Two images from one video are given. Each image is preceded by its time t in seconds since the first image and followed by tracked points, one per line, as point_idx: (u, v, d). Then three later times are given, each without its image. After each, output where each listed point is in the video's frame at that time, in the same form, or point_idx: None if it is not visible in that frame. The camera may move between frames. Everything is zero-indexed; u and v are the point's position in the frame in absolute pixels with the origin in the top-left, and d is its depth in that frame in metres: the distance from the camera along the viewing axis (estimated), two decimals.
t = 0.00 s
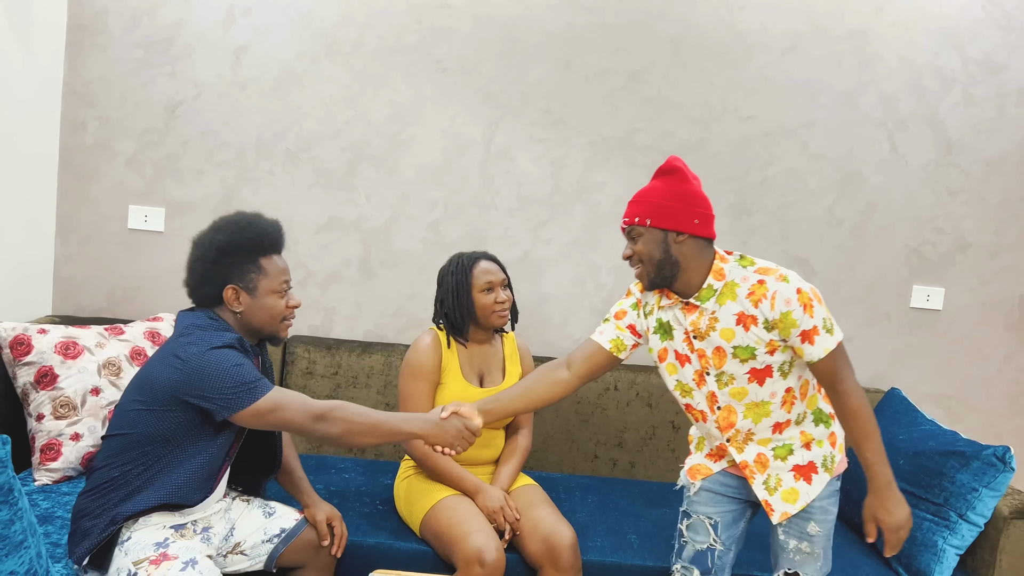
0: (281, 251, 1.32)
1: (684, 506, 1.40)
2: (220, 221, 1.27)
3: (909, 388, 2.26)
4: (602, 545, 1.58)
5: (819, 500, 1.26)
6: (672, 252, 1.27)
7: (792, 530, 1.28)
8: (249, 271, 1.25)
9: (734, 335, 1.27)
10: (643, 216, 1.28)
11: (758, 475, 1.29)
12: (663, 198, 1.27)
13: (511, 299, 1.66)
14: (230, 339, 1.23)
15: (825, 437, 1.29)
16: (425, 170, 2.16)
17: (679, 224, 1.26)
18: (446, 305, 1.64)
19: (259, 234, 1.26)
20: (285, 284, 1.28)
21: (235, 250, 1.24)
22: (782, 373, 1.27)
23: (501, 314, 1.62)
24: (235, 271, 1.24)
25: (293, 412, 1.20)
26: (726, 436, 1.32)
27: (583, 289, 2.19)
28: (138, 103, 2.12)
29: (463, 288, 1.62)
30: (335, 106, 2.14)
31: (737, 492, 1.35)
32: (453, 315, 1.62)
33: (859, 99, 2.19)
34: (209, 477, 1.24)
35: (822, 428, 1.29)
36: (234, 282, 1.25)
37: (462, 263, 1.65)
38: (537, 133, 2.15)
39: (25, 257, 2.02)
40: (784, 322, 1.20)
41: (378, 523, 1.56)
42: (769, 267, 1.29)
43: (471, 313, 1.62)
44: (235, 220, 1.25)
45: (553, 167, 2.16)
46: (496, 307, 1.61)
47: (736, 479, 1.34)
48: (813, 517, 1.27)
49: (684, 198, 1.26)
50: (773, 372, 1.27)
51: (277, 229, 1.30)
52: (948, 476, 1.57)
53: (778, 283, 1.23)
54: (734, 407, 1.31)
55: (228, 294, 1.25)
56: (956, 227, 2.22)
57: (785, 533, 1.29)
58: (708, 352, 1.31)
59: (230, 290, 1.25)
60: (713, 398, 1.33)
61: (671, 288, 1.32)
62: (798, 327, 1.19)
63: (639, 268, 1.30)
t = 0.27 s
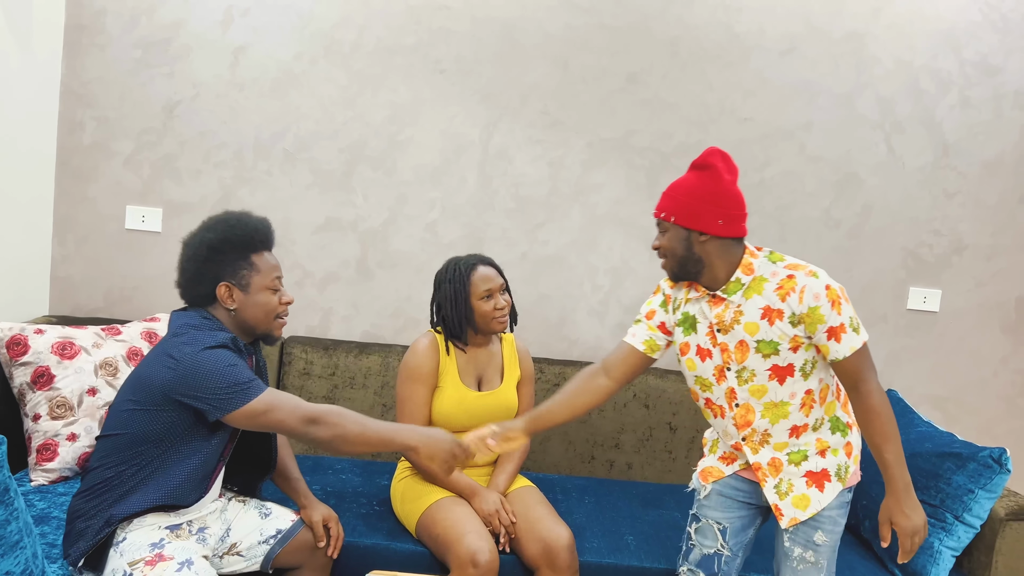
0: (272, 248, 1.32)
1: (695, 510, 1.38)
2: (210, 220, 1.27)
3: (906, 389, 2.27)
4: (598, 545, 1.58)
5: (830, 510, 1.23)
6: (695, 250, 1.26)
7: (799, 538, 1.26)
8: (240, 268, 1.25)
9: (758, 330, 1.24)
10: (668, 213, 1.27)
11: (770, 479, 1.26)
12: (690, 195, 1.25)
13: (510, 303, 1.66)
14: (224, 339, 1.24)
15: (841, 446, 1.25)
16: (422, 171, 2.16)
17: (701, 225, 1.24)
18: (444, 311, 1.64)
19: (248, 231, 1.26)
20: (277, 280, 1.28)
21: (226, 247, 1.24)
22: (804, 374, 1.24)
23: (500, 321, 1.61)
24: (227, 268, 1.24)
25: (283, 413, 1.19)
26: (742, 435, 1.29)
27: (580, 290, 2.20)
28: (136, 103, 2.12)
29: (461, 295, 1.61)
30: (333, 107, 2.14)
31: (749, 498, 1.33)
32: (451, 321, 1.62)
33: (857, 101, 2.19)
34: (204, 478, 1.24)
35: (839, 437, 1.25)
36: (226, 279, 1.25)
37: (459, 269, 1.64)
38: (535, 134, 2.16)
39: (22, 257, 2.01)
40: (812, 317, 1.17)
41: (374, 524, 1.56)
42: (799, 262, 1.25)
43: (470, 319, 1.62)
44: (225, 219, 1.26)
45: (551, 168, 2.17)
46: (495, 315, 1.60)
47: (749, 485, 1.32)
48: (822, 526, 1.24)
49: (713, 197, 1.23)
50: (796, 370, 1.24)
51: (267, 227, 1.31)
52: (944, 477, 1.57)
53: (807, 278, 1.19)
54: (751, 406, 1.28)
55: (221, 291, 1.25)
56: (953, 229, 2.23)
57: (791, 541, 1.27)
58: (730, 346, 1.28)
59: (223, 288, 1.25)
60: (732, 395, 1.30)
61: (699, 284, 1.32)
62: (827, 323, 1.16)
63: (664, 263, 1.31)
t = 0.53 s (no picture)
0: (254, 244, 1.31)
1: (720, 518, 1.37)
2: (190, 218, 1.27)
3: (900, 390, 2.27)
4: (594, 546, 1.58)
5: (859, 527, 1.23)
6: (763, 252, 1.28)
7: (831, 556, 1.25)
8: (221, 263, 1.24)
9: (812, 337, 1.25)
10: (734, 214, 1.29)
11: (802, 488, 1.27)
12: (755, 197, 1.27)
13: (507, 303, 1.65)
14: (197, 342, 1.20)
15: (878, 466, 1.26)
16: (419, 172, 2.16)
17: (770, 225, 1.25)
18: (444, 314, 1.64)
19: (228, 226, 1.26)
20: (258, 275, 1.28)
21: (205, 243, 1.24)
22: (849, 389, 1.24)
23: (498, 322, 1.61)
24: (206, 264, 1.24)
25: (221, 437, 1.10)
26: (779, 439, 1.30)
27: (576, 291, 2.20)
28: (131, 103, 2.12)
29: (461, 296, 1.61)
30: (329, 107, 2.14)
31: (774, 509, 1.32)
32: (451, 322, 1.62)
33: (852, 103, 2.20)
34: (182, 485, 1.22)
35: (876, 457, 1.26)
36: (206, 275, 1.25)
37: (459, 272, 1.63)
38: (531, 135, 2.16)
39: (18, 257, 2.01)
40: (869, 332, 1.18)
41: (370, 525, 1.56)
42: (865, 276, 1.25)
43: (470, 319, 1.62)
44: (205, 215, 1.26)
45: (547, 169, 2.17)
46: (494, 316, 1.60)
47: (778, 495, 1.32)
48: (852, 544, 1.24)
49: (779, 197, 1.25)
50: (842, 383, 1.24)
51: (248, 222, 1.30)
52: (939, 478, 1.58)
53: (871, 294, 1.20)
54: (791, 413, 1.29)
55: (202, 288, 1.25)
56: (948, 230, 2.24)
57: (823, 559, 1.26)
58: (781, 349, 1.29)
59: (203, 284, 1.24)
60: (775, 398, 1.31)
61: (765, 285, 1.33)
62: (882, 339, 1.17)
63: (730, 265, 1.32)
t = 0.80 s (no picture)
0: (228, 240, 1.30)
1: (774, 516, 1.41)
2: (163, 215, 1.26)
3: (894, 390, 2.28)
4: (588, 547, 1.58)
5: (907, 530, 1.26)
6: (797, 267, 1.32)
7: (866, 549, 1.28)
8: (194, 260, 1.23)
9: (849, 348, 1.30)
10: (764, 236, 1.34)
11: (849, 492, 1.29)
12: (781, 216, 1.32)
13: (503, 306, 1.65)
14: (150, 348, 1.18)
15: (929, 469, 1.27)
16: (413, 173, 2.16)
17: (799, 241, 1.30)
18: (440, 316, 1.62)
19: (201, 222, 1.24)
20: (234, 271, 1.26)
21: (178, 240, 1.23)
22: (892, 395, 1.28)
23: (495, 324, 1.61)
24: (180, 261, 1.23)
25: (123, 463, 1.11)
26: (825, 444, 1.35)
27: (571, 292, 2.20)
28: (125, 103, 2.12)
29: (461, 299, 1.60)
30: (324, 108, 2.14)
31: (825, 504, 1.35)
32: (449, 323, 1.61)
33: (847, 104, 2.20)
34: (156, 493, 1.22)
35: (927, 460, 1.28)
36: (180, 272, 1.23)
37: (458, 273, 1.63)
38: (526, 135, 2.16)
39: (11, 257, 2.01)
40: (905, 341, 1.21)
41: (364, 525, 1.56)
42: (905, 284, 1.27)
43: (467, 321, 1.61)
44: (177, 212, 1.24)
45: (542, 170, 2.17)
46: (491, 318, 1.60)
47: (826, 490, 1.35)
48: (893, 540, 1.27)
49: (804, 212, 1.30)
50: (885, 390, 1.28)
51: (221, 218, 1.29)
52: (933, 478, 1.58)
53: (906, 302, 1.23)
54: (837, 418, 1.34)
55: (176, 285, 1.23)
56: (942, 231, 2.24)
57: (859, 550, 1.29)
58: (821, 359, 1.34)
59: (177, 281, 1.23)
60: (819, 404, 1.36)
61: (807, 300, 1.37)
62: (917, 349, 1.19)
63: (767, 286, 1.37)
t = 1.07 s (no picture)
0: (183, 234, 1.28)
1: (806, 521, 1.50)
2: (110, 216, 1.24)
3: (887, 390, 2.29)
4: (581, 547, 1.58)
5: (930, 531, 1.36)
6: (804, 284, 1.38)
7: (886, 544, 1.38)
8: (149, 261, 1.22)
9: (861, 362, 1.39)
10: (772, 253, 1.39)
11: (872, 496, 1.39)
12: (789, 233, 1.37)
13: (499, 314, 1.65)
14: (116, 352, 1.19)
15: (947, 468, 1.38)
16: (407, 173, 2.16)
17: (807, 259, 1.36)
18: (436, 321, 1.61)
19: (149, 221, 1.22)
20: (192, 266, 1.25)
21: (128, 242, 1.21)
22: (906, 402, 1.37)
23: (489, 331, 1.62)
24: (135, 264, 1.21)
25: (116, 466, 1.12)
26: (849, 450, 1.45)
27: (565, 293, 2.20)
28: (118, 103, 2.11)
29: (458, 305, 1.60)
30: (317, 108, 2.13)
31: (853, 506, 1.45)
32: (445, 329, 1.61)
33: (839, 105, 2.21)
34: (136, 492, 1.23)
35: (944, 458, 1.38)
36: (137, 275, 1.22)
37: (456, 277, 1.62)
38: (520, 136, 2.16)
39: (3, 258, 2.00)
40: (914, 352, 1.30)
41: (357, 526, 1.56)
42: (908, 295, 1.36)
43: (462, 327, 1.61)
44: (123, 213, 1.22)
45: (535, 171, 2.17)
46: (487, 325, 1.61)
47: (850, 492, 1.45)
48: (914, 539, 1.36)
49: (810, 229, 1.35)
50: (898, 399, 1.38)
51: (172, 213, 1.27)
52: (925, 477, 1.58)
53: (912, 314, 1.32)
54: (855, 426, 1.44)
55: (134, 288, 1.22)
56: (934, 232, 2.25)
57: (876, 546, 1.40)
58: (833, 373, 1.44)
59: (136, 284, 1.22)
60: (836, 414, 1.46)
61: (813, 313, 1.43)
62: (929, 358, 1.28)
63: (775, 301, 1.43)
